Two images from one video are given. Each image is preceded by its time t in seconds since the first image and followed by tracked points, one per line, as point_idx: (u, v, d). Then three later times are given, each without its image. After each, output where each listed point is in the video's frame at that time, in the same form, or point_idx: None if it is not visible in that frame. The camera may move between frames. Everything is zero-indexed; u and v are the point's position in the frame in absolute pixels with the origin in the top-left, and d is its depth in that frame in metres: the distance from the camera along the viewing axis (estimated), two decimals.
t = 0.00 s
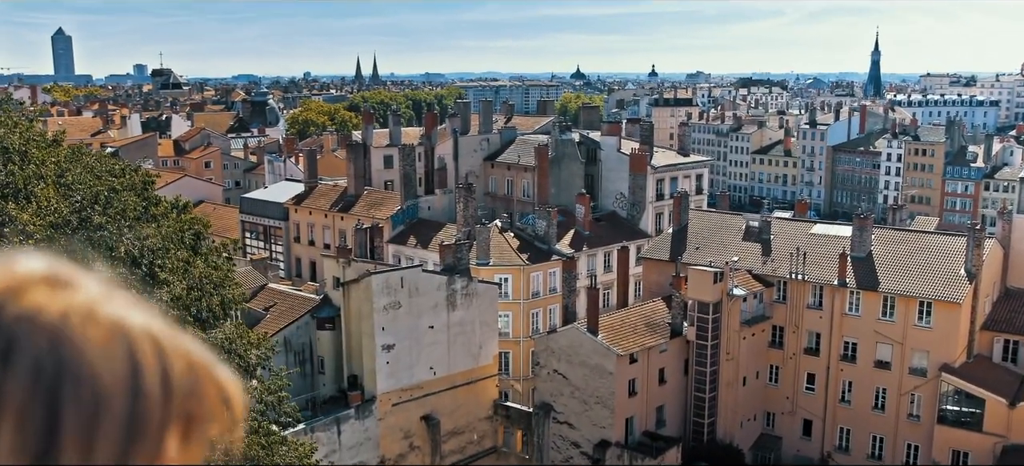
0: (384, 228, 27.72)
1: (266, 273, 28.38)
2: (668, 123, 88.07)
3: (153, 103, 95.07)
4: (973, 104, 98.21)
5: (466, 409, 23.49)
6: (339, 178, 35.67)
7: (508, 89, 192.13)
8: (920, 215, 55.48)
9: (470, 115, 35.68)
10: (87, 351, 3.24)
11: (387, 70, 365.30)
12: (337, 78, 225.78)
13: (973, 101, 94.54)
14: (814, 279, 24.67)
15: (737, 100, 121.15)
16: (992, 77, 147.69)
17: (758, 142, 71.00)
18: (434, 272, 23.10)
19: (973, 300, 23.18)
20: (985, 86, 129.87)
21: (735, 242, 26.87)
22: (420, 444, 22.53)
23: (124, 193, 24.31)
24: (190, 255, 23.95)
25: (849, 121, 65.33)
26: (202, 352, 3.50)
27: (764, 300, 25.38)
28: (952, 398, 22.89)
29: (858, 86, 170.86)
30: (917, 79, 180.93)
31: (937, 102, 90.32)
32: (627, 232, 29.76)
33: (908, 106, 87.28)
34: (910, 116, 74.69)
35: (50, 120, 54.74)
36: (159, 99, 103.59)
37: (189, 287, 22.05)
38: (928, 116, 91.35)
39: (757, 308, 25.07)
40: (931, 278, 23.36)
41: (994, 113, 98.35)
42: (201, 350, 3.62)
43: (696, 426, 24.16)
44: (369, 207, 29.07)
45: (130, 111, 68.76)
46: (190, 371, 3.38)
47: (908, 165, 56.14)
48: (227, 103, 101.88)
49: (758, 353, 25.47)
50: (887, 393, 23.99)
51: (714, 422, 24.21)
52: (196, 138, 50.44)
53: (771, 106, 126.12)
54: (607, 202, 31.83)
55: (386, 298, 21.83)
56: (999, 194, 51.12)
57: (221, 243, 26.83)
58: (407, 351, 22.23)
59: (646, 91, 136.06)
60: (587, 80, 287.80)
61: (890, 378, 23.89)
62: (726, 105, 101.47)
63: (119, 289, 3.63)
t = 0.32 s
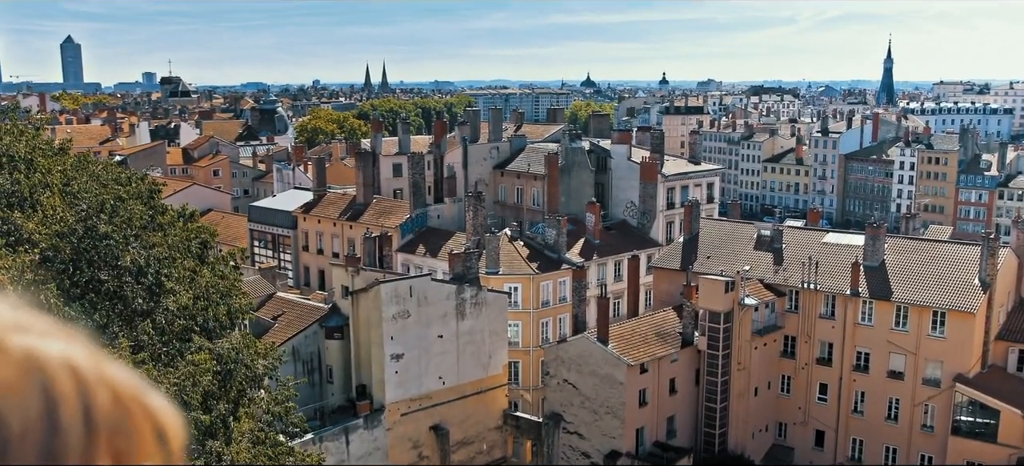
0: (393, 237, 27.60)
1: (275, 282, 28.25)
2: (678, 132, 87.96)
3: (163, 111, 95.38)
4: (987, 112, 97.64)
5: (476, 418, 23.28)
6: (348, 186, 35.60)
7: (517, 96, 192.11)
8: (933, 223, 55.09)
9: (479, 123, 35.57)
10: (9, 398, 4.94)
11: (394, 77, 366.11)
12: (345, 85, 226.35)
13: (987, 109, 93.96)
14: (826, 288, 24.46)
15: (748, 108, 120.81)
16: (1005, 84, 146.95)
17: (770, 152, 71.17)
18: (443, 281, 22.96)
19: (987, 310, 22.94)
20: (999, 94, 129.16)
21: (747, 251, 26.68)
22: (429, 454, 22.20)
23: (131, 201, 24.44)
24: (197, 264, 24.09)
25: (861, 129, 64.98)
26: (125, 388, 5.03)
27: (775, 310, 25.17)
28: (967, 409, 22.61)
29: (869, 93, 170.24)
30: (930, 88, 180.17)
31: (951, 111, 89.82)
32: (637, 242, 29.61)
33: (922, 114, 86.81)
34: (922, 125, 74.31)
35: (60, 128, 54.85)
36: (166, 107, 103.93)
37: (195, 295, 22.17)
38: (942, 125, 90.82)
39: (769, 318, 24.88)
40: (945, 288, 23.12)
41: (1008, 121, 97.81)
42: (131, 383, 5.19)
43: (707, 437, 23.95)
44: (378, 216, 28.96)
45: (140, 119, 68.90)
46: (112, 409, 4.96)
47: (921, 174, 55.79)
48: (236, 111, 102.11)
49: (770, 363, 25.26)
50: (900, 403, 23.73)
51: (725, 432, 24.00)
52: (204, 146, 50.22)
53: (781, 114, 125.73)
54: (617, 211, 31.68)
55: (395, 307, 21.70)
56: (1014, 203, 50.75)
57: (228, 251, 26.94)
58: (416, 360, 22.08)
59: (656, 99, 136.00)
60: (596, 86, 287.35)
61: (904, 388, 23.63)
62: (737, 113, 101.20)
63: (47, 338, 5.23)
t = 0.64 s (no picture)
0: (403, 243, 27.45)
1: (284, 288, 28.03)
2: (690, 137, 87.75)
3: (171, 117, 95.37)
4: (1002, 117, 97.20)
5: (487, 426, 23.21)
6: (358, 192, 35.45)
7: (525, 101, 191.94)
8: (948, 230, 54.89)
9: (490, 129, 35.40)
10: None
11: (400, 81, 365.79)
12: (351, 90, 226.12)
13: (1001, 115, 93.59)
14: (840, 295, 24.25)
15: (759, 113, 120.45)
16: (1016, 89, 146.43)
17: (783, 157, 70.64)
18: (453, 288, 22.74)
19: (1002, 318, 22.68)
20: (1012, 99, 128.71)
21: (760, 257, 26.48)
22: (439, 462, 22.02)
23: (138, 207, 24.34)
24: (205, 271, 24.00)
25: (875, 135, 64.67)
26: (47, 425, 3.53)
27: (789, 318, 24.95)
28: (982, 418, 22.33)
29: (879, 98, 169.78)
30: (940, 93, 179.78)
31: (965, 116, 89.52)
32: (649, 249, 29.43)
33: (937, 119, 86.51)
34: (936, 130, 73.94)
35: (70, 134, 54.81)
36: (175, 113, 103.83)
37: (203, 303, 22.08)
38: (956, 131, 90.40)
39: (782, 326, 24.68)
40: (960, 295, 22.87)
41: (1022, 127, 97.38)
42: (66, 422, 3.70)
43: (720, 445, 23.75)
44: (388, 222, 28.81)
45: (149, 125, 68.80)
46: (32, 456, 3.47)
47: (935, 180, 55.52)
48: (244, 117, 102.10)
49: (783, 371, 25.03)
50: (915, 412, 23.49)
51: (738, 441, 23.79)
52: (215, 152, 50.31)
53: (795, 119, 125.55)
54: (629, 217, 31.55)
55: (405, 315, 21.52)
56: None
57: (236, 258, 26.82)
58: (426, 368, 21.89)
59: (666, 104, 135.71)
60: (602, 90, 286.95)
61: (918, 397, 23.40)
62: (750, 118, 100.88)
63: None
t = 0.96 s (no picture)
0: (415, 249, 27.29)
1: (294, 294, 27.85)
2: (703, 142, 87.54)
3: (181, 121, 95.37)
4: (1017, 122, 97.00)
5: (498, 434, 23.06)
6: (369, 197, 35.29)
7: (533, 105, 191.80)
8: (964, 236, 54.75)
9: (502, 133, 35.24)
10: None
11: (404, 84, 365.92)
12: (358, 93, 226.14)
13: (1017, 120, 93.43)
14: (855, 301, 24.02)
15: (772, 117, 120.31)
16: None
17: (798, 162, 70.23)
18: (465, 294, 22.50)
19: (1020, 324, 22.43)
20: None
21: (775, 263, 26.28)
22: None
23: (147, 213, 24.13)
24: (214, 278, 23.76)
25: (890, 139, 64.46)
26: None
27: (803, 324, 24.73)
28: (1000, 425, 22.09)
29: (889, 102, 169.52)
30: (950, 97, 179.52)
31: (982, 122, 89.35)
32: (664, 254, 29.24)
33: (952, 125, 86.34)
34: (952, 135, 73.78)
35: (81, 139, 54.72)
36: (187, 118, 103.39)
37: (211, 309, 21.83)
38: (972, 135, 90.18)
39: (796, 332, 24.44)
40: (976, 301, 22.62)
41: None
42: None
43: (734, 452, 23.53)
44: (399, 227, 28.66)
45: (160, 130, 68.70)
46: None
47: (952, 185, 55.33)
48: (254, 122, 102.11)
49: (797, 377, 24.80)
50: (931, 419, 23.25)
51: (752, 448, 23.56)
52: (225, 157, 49.91)
53: (809, 124, 125.30)
54: (642, 222, 31.34)
55: (416, 321, 21.29)
56: None
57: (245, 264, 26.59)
58: (438, 374, 21.68)
59: (677, 108, 135.51)
60: (609, 93, 286.57)
61: (934, 404, 23.16)
62: (764, 123, 100.59)
63: None
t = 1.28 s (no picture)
0: (428, 256, 27.14)
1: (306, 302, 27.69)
2: (718, 148, 87.38)
3: (191, 127, 95.42)
4: None
5: (511, 442, 22.71)
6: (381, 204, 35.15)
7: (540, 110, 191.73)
8: (981, 243, 54.54)
9: (514, 140, 35.09)
10: None
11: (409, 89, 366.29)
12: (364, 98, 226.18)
13: None
14: (871, 309, 23.81)
15: (786, 124, 120.14)
16: None
17: (812, 168, 69.94)
18: (477, 302, 22.29)
19: None
20: None
21: (790, 271, 26.07)
22: None
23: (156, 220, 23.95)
24: (224, 285, 23.60)
25: (906, 146, 64.32)
26: None
27: (819, 332, 24.51)
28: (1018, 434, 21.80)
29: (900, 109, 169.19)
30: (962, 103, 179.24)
31: (999, 129, 89.07)
32: (679, 262, 29.10)
33: (969, 131, 86.06)
34: (968, 142, 73.55)
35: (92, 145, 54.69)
36: (196, 124, 103.46)
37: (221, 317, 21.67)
38: (989, 142, 89.92)
39: (812, 340, 24.23)
40: (994, 309, 22.37)
41: None
42: None
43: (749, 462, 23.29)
44: (412, 234, 28.49)
45: (172, 136, 68.72)
46: None
47: (968, 192, 55.10)
48: (263, 128, 102.15)
49: (813, 386, 24.57)
50: (948, 428, 22.99)
51: (768, 457, 23.31)
52: (236, 164, 49.95)
53: (824, 130, 125.11)
54: (657, 230, 31.40)
55: (429, 329, 21.10)
56: None
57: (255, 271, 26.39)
58: (450, 383, 21.47)
59: (691, 115, 135.35)
60: (617, 98, 286.12)
61: (951, 412, 22.90)
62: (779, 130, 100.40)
63: None
